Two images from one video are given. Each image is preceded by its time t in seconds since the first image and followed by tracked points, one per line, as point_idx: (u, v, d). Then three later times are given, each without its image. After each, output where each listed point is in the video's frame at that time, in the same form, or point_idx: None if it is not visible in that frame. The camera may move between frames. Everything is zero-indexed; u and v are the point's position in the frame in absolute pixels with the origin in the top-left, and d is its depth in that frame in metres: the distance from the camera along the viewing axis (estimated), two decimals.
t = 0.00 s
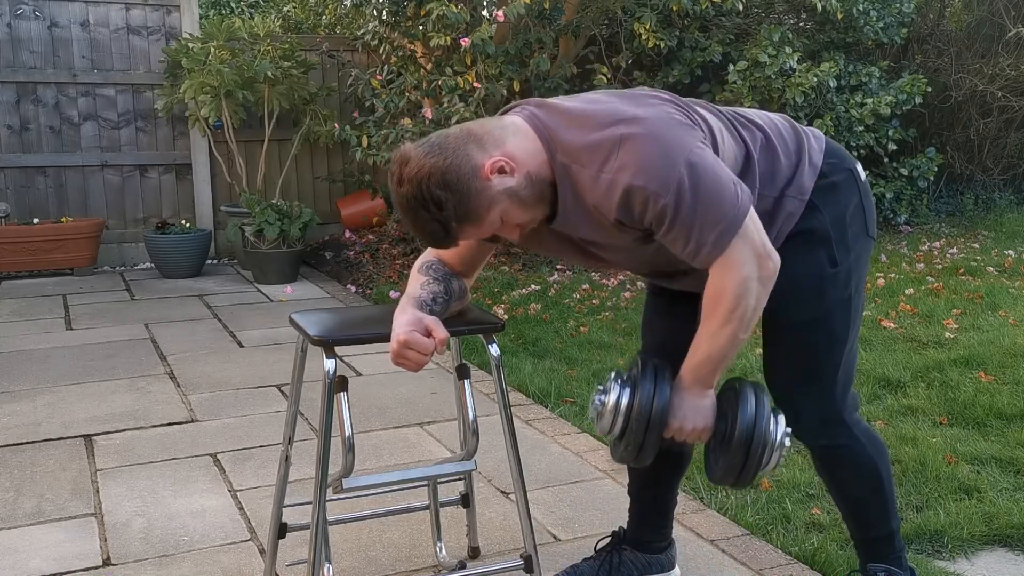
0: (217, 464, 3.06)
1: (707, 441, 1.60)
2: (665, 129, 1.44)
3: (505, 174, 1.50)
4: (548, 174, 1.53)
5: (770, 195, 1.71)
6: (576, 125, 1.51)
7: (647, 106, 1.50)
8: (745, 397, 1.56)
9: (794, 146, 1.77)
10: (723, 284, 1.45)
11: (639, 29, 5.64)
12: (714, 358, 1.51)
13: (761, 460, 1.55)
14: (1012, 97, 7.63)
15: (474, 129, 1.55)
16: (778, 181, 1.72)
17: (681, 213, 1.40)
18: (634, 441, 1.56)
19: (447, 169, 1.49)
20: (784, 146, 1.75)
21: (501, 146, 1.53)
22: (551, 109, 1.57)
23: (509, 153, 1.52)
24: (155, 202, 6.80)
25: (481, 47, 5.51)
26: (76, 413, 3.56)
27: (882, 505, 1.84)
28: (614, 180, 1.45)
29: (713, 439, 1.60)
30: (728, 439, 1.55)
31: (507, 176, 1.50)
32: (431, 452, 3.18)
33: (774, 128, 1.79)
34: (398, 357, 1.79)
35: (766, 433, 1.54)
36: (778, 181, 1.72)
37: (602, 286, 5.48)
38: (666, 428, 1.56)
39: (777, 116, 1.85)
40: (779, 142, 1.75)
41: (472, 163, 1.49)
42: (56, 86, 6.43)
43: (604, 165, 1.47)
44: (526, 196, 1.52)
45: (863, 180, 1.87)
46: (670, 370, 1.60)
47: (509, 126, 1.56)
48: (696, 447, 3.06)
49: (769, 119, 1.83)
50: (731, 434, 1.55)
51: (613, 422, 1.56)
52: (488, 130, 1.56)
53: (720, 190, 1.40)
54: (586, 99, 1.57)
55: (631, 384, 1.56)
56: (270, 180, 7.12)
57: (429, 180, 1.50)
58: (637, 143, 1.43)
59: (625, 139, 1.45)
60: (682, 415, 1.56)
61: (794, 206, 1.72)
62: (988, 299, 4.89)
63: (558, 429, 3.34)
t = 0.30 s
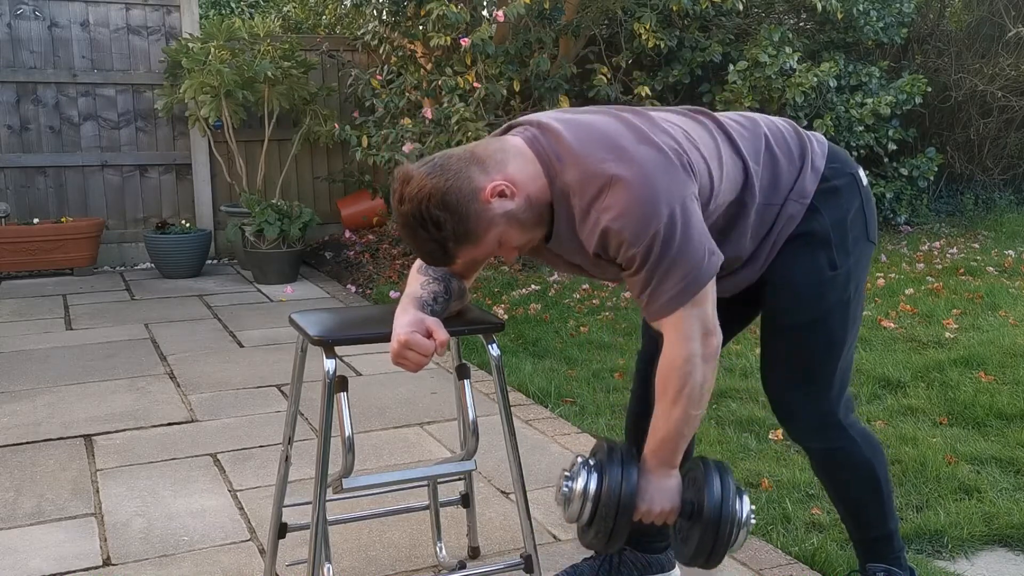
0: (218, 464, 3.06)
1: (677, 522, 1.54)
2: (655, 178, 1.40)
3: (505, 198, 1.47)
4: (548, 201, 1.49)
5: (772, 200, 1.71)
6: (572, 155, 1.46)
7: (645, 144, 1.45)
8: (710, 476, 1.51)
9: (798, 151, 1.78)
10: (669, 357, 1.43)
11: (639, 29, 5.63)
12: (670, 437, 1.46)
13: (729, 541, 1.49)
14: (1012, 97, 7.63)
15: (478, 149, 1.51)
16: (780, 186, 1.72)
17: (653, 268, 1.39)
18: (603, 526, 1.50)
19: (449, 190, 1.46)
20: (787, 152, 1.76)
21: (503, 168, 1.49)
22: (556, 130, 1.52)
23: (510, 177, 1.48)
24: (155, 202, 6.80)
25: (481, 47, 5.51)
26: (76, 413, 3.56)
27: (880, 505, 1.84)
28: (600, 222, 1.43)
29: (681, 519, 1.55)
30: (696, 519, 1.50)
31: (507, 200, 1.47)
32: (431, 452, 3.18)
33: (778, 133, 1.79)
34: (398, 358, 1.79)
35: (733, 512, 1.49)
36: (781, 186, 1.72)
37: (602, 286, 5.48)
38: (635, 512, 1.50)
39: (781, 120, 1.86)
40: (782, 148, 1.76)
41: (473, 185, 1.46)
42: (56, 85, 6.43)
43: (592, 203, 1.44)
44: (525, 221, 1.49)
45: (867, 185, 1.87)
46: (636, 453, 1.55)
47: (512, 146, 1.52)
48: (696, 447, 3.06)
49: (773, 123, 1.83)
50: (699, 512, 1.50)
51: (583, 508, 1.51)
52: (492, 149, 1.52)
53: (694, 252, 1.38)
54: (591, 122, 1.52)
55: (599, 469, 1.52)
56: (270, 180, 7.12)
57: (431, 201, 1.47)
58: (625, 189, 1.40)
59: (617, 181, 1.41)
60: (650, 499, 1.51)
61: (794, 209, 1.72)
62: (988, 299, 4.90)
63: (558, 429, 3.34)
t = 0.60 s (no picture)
0: (217, 464, 3.06)
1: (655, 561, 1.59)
2: (646, 208, 1.40)
3: (501, 208, 1.46)
4: (543, 216, 1.49)
5: (773, 206, 1.71)
6: (567, 173, 1.45)
7: (642, 168, 1.44)
8: (690, 515, 1.58)
9: (799, 155, 1.78)
10: (632, 392, 1.45)
11: (639, 28, 5.63)
12: (643, 475, 1.50)
13: None
14: (1012, 97, 7.63)
15: (482, 157, 1.51)
16: (781, 191, 1.72)
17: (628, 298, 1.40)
18: (586, 569, 1.54)
19: (447, 193, 1.46)
20: (789, 156, 1.76)
21: (502, 179, 1.49)
22: (558, 143, 1.51)
23: (509, 188, 1.48)
24: (155, 203, 6.80)
25: (481, 47, 5.51)
26: (76, 413, 3.56)
27: (879, 507, 1.84)
28: (584, 245, 1.43)
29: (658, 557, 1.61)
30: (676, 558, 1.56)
31: (503, 211, 1.46)
32: (431, 452, 3.18)
33: (781, 137, 1.79)
34: (398, 360, 1.79)
35: (713, 548, 1.56)
36: (782, 192, 1.72)
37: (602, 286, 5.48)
38: (617, 554, 1.54)
39: (784, 124, 1.86)
40: (784, 152, 1.76)
41: (471, 192, 1.46)
42: (56, 85, 6.43)
43: (579, 224, 1.44)
44: (519, 233, 1.48)
45: (868, 190, 1.87)
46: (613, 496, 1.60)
47: (514, 156, 1.52)
48: (696, 447, 3.06)
49: (776, 126, 1.83)
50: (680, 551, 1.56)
51: (565, 552, 1.55)
52: (494, 158, 1.51)
53: (671, 290, 1.39)
54: (594, 138, 1.50)
55: (578, 513, 1.56)
56: (270, 180, 7.12)
57: (428, 202, 1.47)
58: (614, 217, 1.40)
59: (607, 206, 1.41)
60: (630, 541, 1.54)
61: (794, 214, 1.72)
62: (988, 299, 4.90)
63: (558, 429, 3.34)
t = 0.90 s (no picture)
0: (218, 464, 3.06)
1: None
2: (639, 223, 1.40)
3: (500, 214, 1.46)
4: (542, 223, 1.49)
5: (774, 209, 1.72)
6: (566, 182, 1.45)
7: (640, 181, 1.44)
8: (684, 530, 1.53)
9: (802, 157, 1.78)
10: (616, 407, 1.46)
11: (639, 28, 5.63)
12: (632, 491, 1.50)
13: None
14: (1012, 97, 7.63)
15: (487, 162, 1.51)
16: (783, 194, 1.72)
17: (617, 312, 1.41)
18: None
19: (449, 197, 1.46)
20: (792, 159, 1.76)
21: (505, 184, 1.48)
22: (560, 150, 1.50)
23: (510, 194, 1.48)
24: (155, 202, 6.80)
25: (481, 47, 5.51)
26: (76, 413, 3.56)
27: (878, 508, 1.84)
28: (577, 256, 1.44)
29: None
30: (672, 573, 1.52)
31: (503, 216, 1.46)
32: (431, 452, 3.18)
33: (784, 139, 1.79)
34: (397, 361, 1.79)
35: (708, 561, 1.51)
36: (784, 195, 1.72)
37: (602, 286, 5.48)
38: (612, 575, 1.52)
39: (788, 125, 1.85)
40: (786, 154, 1.76)
41: (473, 196, 1.46)
42: (56, 86, 6.43)
43: (573, 235, 1.44)
44: (517, 240, 1.48)
45: (870, 192, 1.87)
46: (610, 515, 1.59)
47: (516, 161, 1.51)
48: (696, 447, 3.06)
49: (779, 127, 1.83)
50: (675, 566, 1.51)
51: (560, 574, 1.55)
52: (498, 162, 1.51)
53: (658, 306, 1.39)
54: (596, 146, 1.50)
55: (572, 534, 1.56)
56: (270, 180, 7.12)
57: (429, 204, 1.47)
58: (608, 231, 1.40)
59: (601, 218, 1.41)
60: (626, 559, 1.53)
61: (796, 217, 1.72)
62: (988, 299, 4.90)
63: (558, 429, 3.34)
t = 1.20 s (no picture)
0: (218, 464, 3.06)
1: None
2: (640, 227, 1.40)
3: (503, 215, 1.45)
4: (544, 225, 1.48)
5: (776, 212, 1.72)
6: (567, 185, 1.45)
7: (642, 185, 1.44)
8: (682, 536, 1.54)
9: (805, 160, 1.78)
10: (613, 412, 1.46)
11: (639, 28, 5.63)
12: (630, 497, 1.51)
13: None
14: (1012, 97, 7.63)
15: (489, 163, 1.50)
16: (785, 197, 1.72)
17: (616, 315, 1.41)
18: None
19: (453, 196, 1.45)
20: (795, 162, 1.76)
21: (507, 186, 1.48)
22: (561, 153, 1.50)
23: (512, 195, 1.47)
24: (155, 203, 6.80)
25: (481, 47, 5.51)
26: (76, 413, 3.56)
27: (878, 508, 1.84)
28: (577, 259, 1.44)
29: None
30: None
31: (506, 217, 1.46)
32: (431, 452, 3.18)
33: (787, 141, 1.79)
34: (397, 361, 1.79)
35: (707, 567, 1.51)
36: (787, 199, 1.72)
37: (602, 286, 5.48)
38: None
39: (790, 127, 1.85)
40: (789, 156, 1.76)
41: (476, 196, 1.45)
42: (56, 86, 6.43)
43: (573, 237, 1.44)
44: (520, 241, 1.48)
45: (872, 194, 1.87)
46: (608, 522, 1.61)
47: (519, 164, 1.51)
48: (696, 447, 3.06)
49: (782, 129, 1.83)
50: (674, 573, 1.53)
51: None
52: (501, 163, 1.51)
53: (657, 310, 1.40)
54: (598, 148, 1.50)
55: (570, 542, 1.58)
56: (270, 180, 7.12)
57: (433, 202, 1.45)
58: (610, 234, 1.40)
59: (601, 221, 1.41)
60: (625, 565, 1.54)
61: (798, 219, 1.72)
62: (988, 299, 4.90)
63: (558, 429, 3.34)
